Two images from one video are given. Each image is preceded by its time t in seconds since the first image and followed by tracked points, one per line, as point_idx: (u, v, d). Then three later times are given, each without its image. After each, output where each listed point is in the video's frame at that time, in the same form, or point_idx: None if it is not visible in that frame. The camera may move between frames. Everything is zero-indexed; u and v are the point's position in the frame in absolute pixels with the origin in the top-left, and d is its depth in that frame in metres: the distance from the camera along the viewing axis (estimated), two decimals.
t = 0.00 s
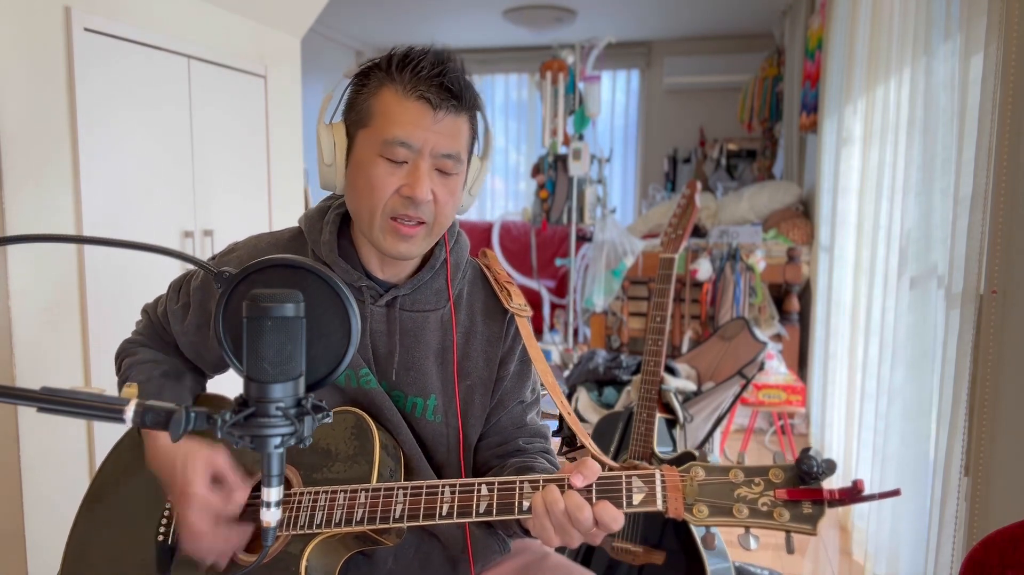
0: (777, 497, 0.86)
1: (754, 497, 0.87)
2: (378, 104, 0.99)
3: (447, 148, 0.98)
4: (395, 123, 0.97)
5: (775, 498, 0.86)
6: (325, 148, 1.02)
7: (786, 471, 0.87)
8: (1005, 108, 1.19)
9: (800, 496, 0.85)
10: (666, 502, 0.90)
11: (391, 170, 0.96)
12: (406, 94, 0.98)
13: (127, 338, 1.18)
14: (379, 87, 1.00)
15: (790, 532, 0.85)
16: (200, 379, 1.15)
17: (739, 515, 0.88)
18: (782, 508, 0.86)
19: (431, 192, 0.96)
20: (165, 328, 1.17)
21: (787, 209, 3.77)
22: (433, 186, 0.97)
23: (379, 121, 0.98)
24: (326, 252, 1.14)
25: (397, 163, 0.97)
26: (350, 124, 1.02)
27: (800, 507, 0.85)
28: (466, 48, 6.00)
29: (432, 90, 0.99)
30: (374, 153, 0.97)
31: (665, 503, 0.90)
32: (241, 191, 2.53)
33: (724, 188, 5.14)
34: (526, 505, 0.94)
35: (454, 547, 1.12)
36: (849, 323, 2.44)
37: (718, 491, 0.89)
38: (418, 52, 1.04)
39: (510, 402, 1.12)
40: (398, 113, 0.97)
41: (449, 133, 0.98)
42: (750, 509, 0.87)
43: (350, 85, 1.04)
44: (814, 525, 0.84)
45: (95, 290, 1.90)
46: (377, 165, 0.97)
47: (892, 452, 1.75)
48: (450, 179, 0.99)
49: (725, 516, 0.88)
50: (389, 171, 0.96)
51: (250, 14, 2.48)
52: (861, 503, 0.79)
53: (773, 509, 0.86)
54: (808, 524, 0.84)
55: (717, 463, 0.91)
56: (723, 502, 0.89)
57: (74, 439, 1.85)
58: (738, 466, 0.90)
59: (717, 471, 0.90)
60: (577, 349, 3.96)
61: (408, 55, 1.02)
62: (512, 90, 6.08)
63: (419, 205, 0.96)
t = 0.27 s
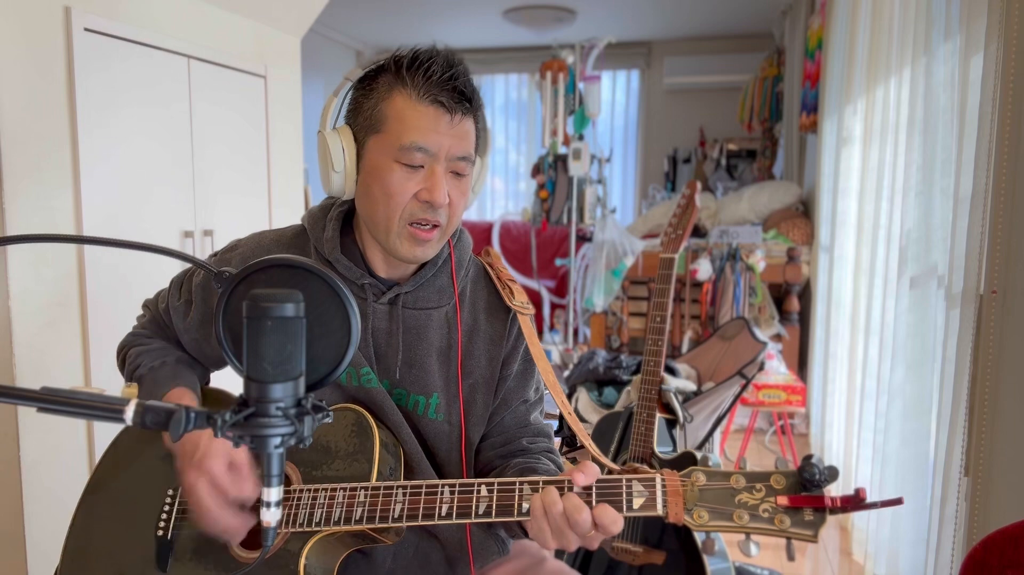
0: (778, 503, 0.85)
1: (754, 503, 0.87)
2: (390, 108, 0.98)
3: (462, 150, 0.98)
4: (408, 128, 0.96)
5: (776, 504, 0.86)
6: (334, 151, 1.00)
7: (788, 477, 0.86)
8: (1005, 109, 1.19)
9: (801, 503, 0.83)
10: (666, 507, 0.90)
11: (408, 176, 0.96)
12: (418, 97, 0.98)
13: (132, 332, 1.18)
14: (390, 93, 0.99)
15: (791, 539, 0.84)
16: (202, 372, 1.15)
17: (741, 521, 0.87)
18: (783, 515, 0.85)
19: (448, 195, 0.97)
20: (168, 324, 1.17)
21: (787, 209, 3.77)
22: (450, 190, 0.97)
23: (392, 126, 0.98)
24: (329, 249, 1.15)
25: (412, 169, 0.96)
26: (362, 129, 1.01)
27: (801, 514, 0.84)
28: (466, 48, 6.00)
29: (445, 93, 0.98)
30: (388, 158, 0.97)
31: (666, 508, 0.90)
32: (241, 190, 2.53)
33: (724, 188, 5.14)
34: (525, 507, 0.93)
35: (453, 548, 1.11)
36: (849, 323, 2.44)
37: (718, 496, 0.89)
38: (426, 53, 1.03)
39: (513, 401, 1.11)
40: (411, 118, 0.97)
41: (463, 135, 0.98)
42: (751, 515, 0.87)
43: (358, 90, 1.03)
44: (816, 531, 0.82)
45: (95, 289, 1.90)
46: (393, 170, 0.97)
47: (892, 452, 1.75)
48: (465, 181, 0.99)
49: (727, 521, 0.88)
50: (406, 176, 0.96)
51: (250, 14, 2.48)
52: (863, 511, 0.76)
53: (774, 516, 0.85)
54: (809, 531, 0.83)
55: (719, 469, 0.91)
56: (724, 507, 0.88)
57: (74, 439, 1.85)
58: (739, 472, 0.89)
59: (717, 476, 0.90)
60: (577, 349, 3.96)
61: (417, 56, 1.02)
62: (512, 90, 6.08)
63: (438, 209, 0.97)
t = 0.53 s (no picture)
0: (774, 495, 0.87)
1: (751, 494, 0.88)
2: (371, 125, 0.98)
3: (444, 162, 0.97)
4: (387, 144, 0.96)
5: (773, 495, 0.87)
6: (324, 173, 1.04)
7: (784, 469, 0.88)
8: (1005, 109, 1.19)
9: (798, 494, 0.85)
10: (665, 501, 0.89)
11: (390, 193, 0.96)
12: (396, 112, 0.97)
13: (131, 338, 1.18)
14: (369, 109, 0.99)
15: (787, 529, 0.85)
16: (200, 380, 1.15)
17: (738, 512, 0.88)
18: (779, 505, 0.87)
19: (432, 209, 0.96)
20: (169, 329, 1.17)
21: (787, 209, 3.77)
22: (433, 203, 0.97)
23: (373, 143, 0.97)
24: (333, 251, 1.14)
25: (395, 185, 0.96)
26: (346, 146, 1.02)
27: (797, 505, 0.86)
28: (467, 48, 6.00)
29: (422, 105, 0.97)
30: (371, 176, 0.97)
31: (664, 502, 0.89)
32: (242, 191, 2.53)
33: (724, 188, 5.14)
34: (525, 504, 0.93)
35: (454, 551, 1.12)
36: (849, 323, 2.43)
37: (717, 489, 0.89)
38: (405, 63, 1.02)
39: (522, 398, 1.11)
40: (390, 134, 0.96)
41: (444, 147, 0.97)
42: (748, 507, 0.87)
43: (342, 105, 1.03)
44: (812, 522, 0.85)
45: (95, 289, 1.90)
46: (376, 187, 0.96)
47: (892, 452, 1.76)
48: (450, 192, 0.98)
49: (725, 513, 0.88)
50: (389, 193, 0.96)
51: (250, 14, 2.48)
52: (858, 500, 0.80)
53: (771, 507, 0.87)
54: (806, 521, 0.85)
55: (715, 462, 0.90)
56: (722, 500, 0.88)
57: (74, 439, 1.85)
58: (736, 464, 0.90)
59: (715, 469, 0.89)
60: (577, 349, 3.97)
61: (396, 69, 1.01)
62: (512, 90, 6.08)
63: (423, 223, 0.96)
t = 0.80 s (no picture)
0: (778, 506, 0.86)
1: (755, 505, 0.87)
2: (358, 127, 0.97)
3: (430, 165, 0.96)
4: (372, 147, 0.95)
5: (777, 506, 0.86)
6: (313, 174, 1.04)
7: (790, 479, 0.86)
8: (1005, 109, 1.19)
9: (802, 505, 0.84)
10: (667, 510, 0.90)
11: (377, 196, 0.96)
12: (381, 115, 0.96)
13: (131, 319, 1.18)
14: (355, 112, 0.98)
15: (791, 541, 0.85)
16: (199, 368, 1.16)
17: (741, 522, 0.87)
18: (783, 516, 0.85)
19: (417, 211, 0.96)
20: (166, 315, 1.17)
21: (787, 209, 3.77)
22: (420, 206, 0.97)
23: (359, 146, 0.97)
24: (330, 246, 1.14)
25: (381, 189, 0.96)
26: (335, 148, 1.02)
27: (801, 515, 0.84)
28: (467, 48, 6.00)
29: (407, 108, 0.97)
30: (358, 179, 0.97)
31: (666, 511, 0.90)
32: (241, 190, 2.53)
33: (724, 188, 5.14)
34: (525, 509, 0.93)
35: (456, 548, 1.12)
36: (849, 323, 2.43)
37: (719, 498, 0.89)
38: (392, 65, 1.01)
39: (521, 394, 1.12)
40: (376, 137, 0.96)
41: (430, 149, 0.96)
42: (752, 519, 0.87)
43: (332, 106, 1.03)
44: (815, 534, 0.83)
45: (95, 289, 1.90)
46: (363, 190, 0.97)
47: (892, 452, 1.76)
48: (437, 194, 0.98)
49: (728, 523, 0.88)
50: (375, 196, 0.96)
51: (250, 14, 2.48)
52: (864, 514, 0.76)
53: (776, 519, 0.86)
54: (810, 532, 0.84)
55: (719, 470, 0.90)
56: (725, 508, 0.88)
57: (74, 439, 1.85)
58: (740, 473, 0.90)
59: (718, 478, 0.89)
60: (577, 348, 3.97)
61: (384, 71, 1.00)
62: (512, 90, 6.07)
63: (409, 226, 0.97)
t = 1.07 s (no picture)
0: (775, 497, 0.86)
1: (751, 496, 0.88)
2: (423, 132, 1.00)
3: (490, 173, 1.03)
4: (443, 152, 1.00)
5: (773, 497, 0.87)
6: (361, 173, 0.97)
7: (784, 470, 0.87)
8: (1005, 109, 1.19)
9: (798, 496, 0.85)
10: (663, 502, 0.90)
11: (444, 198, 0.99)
12: (452, 122, 1.01)
13: (126, 342, 1.19)
14: (421, 116, 1.00)
15: (788, 532, 0.85)
16: (195, 378, 1.17)
17: (738, 514, 0.88)
18: (780, 508, 0.86)
19: (481, 214, 1.01)
20: (161, 332, 1.17)
21: (787, 209, 3.77)
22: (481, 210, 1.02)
23: (427, 151, 1.00)
24: (330, 259, 1.14)
25: (446, 192, 1.00)
26: (388, 150, 1.02)
27: (798, 506, 0.85)
28: (467, 48, 6.00)
29: (477, 120, 1.02)
30: (425, 182, 1.00)
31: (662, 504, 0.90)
32: (241, 190, 2.53)
33: (724, 187, 5.14)
34: (520, 507, 0.92)
35: (452, 549, 1.13)
36: (849, 323, 2.43)
37: (716, 490, 0.89)
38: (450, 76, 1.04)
39: (511, 402, 1.12)
40: (446, 142, 1.00)
41: (488, 159, 1.03)
42: (748, 509, 0.87)
43: (380, 110, 1.03)
44: (813, 524, 0.84)
45: (95, 289, 1.90)
46: (432, 192, 0.99)
47: (892, 451, 1.76)
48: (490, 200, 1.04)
49: (726, 516, 0.88)
50: (443, 199, 0.99)
51: (249, 14, 2.48)
52: (859, 502, 0.79)
53: (771, 510, 0.86)
54: (807, 524, 0.84)
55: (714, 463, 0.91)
56: (722, 501, 0.89)
57: (74, 439, 1.85)
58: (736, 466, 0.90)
59: (713, 471, 0.89)
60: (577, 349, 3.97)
61: (441, 79, 1.03)
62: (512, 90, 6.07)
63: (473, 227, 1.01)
